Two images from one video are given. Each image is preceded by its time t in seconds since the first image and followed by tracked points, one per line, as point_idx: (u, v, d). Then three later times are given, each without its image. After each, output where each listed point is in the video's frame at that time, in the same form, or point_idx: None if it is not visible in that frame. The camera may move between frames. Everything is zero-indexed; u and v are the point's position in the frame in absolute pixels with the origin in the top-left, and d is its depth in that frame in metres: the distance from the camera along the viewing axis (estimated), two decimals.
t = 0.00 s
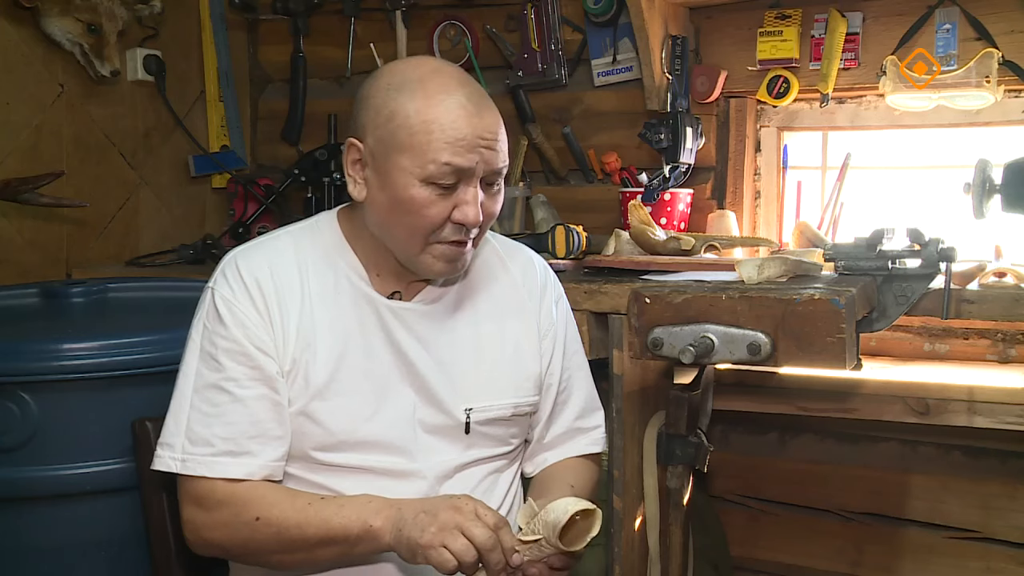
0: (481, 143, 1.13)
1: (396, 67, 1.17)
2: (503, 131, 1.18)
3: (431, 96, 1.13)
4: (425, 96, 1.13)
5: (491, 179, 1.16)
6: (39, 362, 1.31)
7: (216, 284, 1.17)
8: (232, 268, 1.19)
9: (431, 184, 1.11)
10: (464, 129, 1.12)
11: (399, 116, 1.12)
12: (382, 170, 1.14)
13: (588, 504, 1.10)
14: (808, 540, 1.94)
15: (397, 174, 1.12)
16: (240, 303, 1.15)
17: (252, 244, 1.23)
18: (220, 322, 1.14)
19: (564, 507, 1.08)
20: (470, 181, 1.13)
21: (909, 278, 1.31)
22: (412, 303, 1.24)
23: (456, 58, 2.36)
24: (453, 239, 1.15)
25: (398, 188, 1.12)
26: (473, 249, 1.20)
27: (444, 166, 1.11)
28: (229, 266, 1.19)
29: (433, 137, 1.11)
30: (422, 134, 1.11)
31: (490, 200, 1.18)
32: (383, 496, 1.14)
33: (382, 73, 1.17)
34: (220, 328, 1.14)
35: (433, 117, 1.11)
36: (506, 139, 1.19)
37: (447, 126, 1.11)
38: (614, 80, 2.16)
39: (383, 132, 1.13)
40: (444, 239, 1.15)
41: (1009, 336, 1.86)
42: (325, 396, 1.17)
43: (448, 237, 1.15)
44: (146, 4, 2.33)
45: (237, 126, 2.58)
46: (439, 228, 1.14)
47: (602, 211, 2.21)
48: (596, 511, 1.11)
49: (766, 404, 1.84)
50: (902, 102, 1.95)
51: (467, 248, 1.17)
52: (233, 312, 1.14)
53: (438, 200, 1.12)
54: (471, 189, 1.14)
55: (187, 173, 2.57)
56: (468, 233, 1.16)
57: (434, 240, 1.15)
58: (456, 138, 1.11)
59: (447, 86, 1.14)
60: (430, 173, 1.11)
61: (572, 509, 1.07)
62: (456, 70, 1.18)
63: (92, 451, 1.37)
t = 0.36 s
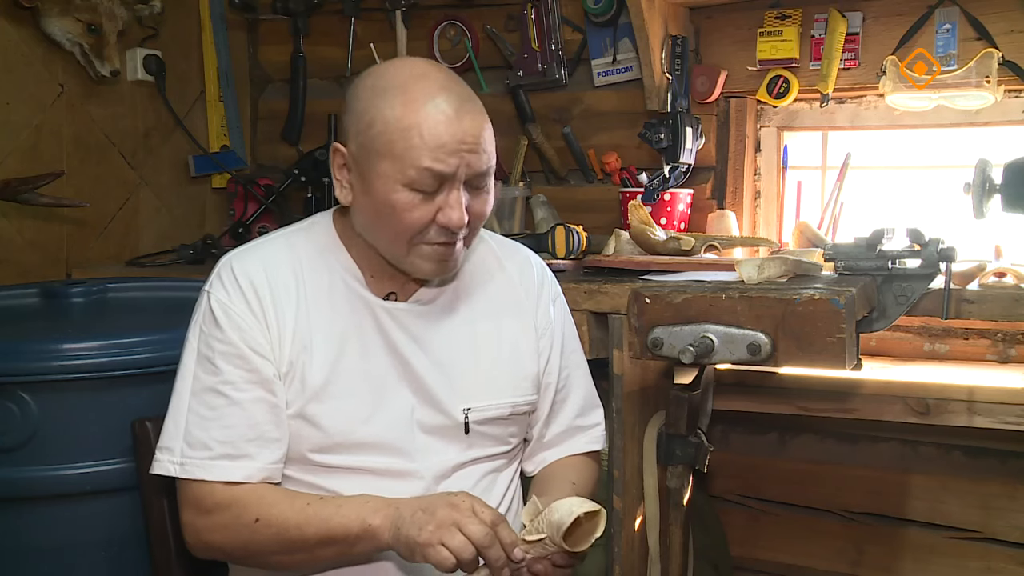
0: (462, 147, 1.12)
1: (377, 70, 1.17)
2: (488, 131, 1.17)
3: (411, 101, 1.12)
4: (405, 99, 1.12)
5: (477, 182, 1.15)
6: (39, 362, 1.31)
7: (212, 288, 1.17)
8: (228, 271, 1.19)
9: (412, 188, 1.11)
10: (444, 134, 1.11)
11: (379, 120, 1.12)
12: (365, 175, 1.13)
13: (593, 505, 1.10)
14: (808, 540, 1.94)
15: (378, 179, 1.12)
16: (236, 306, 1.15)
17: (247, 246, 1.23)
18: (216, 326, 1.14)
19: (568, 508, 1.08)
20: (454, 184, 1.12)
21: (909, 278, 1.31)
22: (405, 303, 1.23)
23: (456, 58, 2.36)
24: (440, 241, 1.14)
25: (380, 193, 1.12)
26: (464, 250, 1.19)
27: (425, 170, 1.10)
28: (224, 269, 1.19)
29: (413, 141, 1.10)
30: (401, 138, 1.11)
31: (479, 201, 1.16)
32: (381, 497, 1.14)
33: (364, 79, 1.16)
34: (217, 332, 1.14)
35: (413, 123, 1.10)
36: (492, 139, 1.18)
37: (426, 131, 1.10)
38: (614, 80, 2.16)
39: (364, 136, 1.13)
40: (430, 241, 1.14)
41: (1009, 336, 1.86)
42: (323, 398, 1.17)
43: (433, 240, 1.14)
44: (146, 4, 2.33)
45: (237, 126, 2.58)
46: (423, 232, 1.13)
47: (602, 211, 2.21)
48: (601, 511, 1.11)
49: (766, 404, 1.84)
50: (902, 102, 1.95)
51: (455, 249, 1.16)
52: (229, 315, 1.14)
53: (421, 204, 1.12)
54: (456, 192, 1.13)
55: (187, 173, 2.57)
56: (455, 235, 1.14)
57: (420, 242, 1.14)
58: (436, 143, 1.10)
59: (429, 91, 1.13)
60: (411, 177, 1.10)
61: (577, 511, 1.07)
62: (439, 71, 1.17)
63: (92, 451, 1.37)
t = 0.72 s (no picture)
0: (434, 104, 1.15)
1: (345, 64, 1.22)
2: (461, 95, 1.20)
3: (379, 74, 1.15)
4: (373, 73, 1.16)
5: (458, 142, 1.18)
6: (39, 362, 1.31)
7: (209, 291, 1.17)
8: (225, 275, 1.19)
9: (395, 151, 1.13)
10: (414, 93, 1.14)
11: (351, 97, 1.16)
12: (349, 158, 1.16)
13: (588, 516, 1.10)
14: (807, 540, 1.94)
15: (361, 153, 1.14)
16: (233, 310, 1.15)
17: (244, 250, 1.23)
18: (213, 330, 1.14)
19: (562, 521, 1.09)
20: (435, 143, 1.15)
21: (908, 278, 1.31)
22: (403, 302, 1.24)
23: (456, 58, 2.36)
24: (434, 205, 1.15)
25: (366, 166, 1.14)
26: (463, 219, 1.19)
27: (403, 130, 1.13)
28: (221, 273, 1.19)
29: (387, 105, 1.14)
30: (376, 105, 1.14)
31: (468, 163, 1.18)
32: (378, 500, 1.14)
33: (335, 73, 1.20)
34: (214, 336, 1.14)
35: (384, 90, 1.14)
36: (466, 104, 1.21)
37: (398, 95, 1.14)
38: (614, 80, 2.16)
39: (340, 118, 1.16)
40: (424, 206, 1.14)
41: (1008, 336, 1.86)
42: (321, 400, 1.17)
43: (426, 204, 1.15)
44: (146, 4, 2.33)
45: (237, 126, 2.58)
46: (415, 197, 1.14)
47: (602, 211, 2.21)
48: (596, 522, 1.12)
49: (766, 404, 1.84)
50: (901, 102, 1.95)
51: (452, 212, 1.16)
52: (226, 319, 1.14)
53: (408, 167, 1.14)
54: (439, 152, 1.15)
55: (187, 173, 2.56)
56: (448, 195, 1.15)
57: (415, 209, 1.15)
58: (409, 102, 1.14)
59: (395, 64, 1.17)
60: (391, 140, 1.13)
61: (571, 526, 1.08)
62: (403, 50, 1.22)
63: (92, 451, 1.37)
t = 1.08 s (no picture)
0: (438, 113, 1.15)
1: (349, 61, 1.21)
2: (464, 103, 1.20)
3: (383, 77, 1.15)
4: (377, 76, 1.15)
5: (458, 152, 1.18)
6: (38, 362, 1.31)
7: (206, 288, 1.17)
8: (222, 272, 1.19)
9: (395, 158, 1.13)
10: (418, 101, 1.14)
11: (353, 98, 1.15)
12: (348, 158, 1.16)
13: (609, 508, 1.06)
14: (807, 540, 1.94)
15: (361, 156, 1.14)
16: (230, 306, 1.15)
17: (240, 247, 1.23)
18: (210, 325, 1.14)
19: (586, 514, 1.05)
20: (435, 153, 1.15)
21: (908, 278, 1.31)
22: (400, 298, 1.24)
23: (455, 59, 2.36)
24: (429, 213, 1.15)
25: (365, 169, 1.14)
26: (457, 226, 1.20)
27: (404, 138, 1.13)
28: (218, 270, 1.19)
29: (390, 112, 1.13)
30: (378, 111, 1.14)
31: (466, 172, 1.18)
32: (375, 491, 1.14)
33: (338, 70, 1.20)
34: (211, 332, 1.14)
35: (388, 97, 1.13)
36: (469, 111, 1.21)
37: (401, 102, 1.14)
38: (613, 80, 2.16)
39: (341, 118, 1.16)
40: (419, 213, 1.15)
41: (1008, 337, 1.86)
42: (318, 395, 1.17)
43: (421, 211, 1.15)
44: (145, 4, 2.33)
45: (236, 126, 2.57)
46: (411, 203, 1.14)
47: (601, 211, 2.21)
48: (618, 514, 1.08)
49: (766, 405, 1.84)
50: (901, 102, 1.95)
51: (446, 221, 1.17)
52: (223, 315, 1.14)
53: (406, 175, 1.14)
54: (439, 161, 1.15)
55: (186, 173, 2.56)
56: (444, 205, 1.16)
57: (410, 215, 1.15)
58: (411, 111, 1.14)
59: (400, 68, 1.16)
60: (391, 148, 1.13)
61: (596, 518, 1.04)
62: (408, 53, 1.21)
63: (92, 451, 1.37)
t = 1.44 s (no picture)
0: (435, 107, 1.15)
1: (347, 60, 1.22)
2: (462, 98, 1.20)
3: (380, 73, 1.15)
4: (374, 73, 1.16)
5: (457, 146, 1.18)
6: (38, 362, 1.31)
7: (204, 287, 1.18)
8: (220, 271, 1.19)
9: (394, 153, 1.13)
10: (415, 96, 1.14)
11: (351, 95, 1.15)
12: (347, 155, 1.16)
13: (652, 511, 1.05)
14: (807, 540, 1.94)
15: (360, 152, 1.14)
16: (227, 305, 1.15)
17: (239, 247, 1.23)
18: (208, 324, 1.14)
19: (629, 511, 1.04)
20: (434, 147, 1.15)
21: (908, 279, 1.31)
22: (398, 297, 1.24)
23: (455, 59, 2.36)
24: (428, 208, 1.15)
25: (364, 165, 1.14)
26: (456, 222, 1.20)
27: (403, 133, 1.13)
28: (216, 269, 1.19)
29: (388, 107, 1.14)
30: (376, 106, 1.14)
31: (465, 167, 1.18)
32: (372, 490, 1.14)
33: (336, 68, 1.20)
34: (209, 331, 1.14)
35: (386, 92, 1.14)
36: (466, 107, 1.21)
37: (399, 97, 1.14)
38: (613, 81, 2.16)
39: (339, 115, 1.16)
40: (418, 208, 1.15)
41: (1008, 337, 1.86)
42: (316, 394, 1.17)
43: (420, 207, 1.15)
44: (145, 5, 2.33)
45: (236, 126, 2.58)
46: (410, 198, 1.14)
47: (601, 211, 2.21)
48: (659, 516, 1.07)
49: (766, 405, 1.84)
50: (901, 103, 1.95)
51: (445, 217, 1.17)
52: (221, 314, 1.14)
53: (405, 169, 1.14)
54: (437, 156, 1.15)
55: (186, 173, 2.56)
56: (443, 199, 1.15)
57: (409, 211, 1.15)
58: (410, 106, 1.14)
59: (397, 64, 1.16)
60: (390, 143, 1.13)
61: (639, 517, 1.03)
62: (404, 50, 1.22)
63: (92, 451, 1.37)
